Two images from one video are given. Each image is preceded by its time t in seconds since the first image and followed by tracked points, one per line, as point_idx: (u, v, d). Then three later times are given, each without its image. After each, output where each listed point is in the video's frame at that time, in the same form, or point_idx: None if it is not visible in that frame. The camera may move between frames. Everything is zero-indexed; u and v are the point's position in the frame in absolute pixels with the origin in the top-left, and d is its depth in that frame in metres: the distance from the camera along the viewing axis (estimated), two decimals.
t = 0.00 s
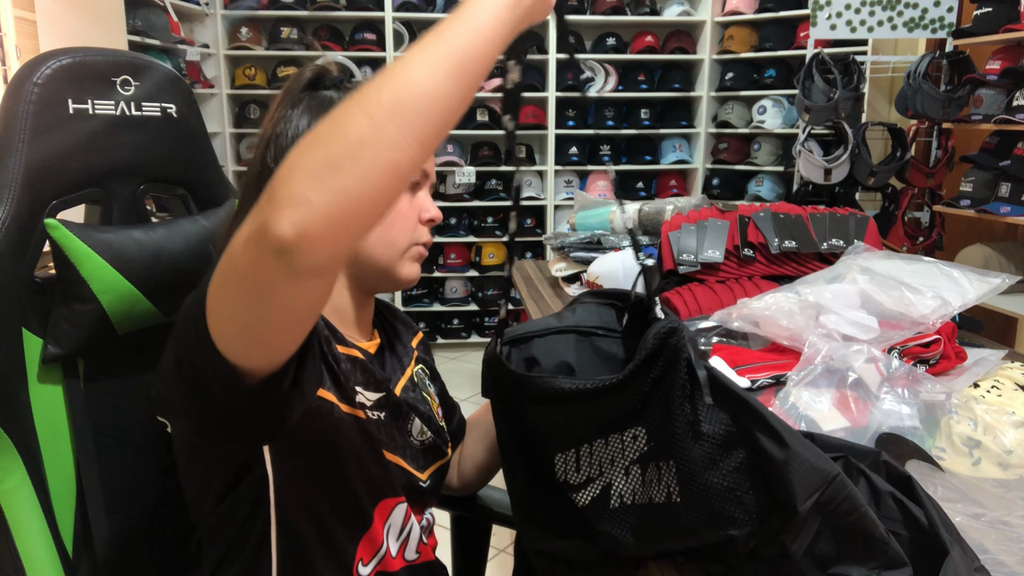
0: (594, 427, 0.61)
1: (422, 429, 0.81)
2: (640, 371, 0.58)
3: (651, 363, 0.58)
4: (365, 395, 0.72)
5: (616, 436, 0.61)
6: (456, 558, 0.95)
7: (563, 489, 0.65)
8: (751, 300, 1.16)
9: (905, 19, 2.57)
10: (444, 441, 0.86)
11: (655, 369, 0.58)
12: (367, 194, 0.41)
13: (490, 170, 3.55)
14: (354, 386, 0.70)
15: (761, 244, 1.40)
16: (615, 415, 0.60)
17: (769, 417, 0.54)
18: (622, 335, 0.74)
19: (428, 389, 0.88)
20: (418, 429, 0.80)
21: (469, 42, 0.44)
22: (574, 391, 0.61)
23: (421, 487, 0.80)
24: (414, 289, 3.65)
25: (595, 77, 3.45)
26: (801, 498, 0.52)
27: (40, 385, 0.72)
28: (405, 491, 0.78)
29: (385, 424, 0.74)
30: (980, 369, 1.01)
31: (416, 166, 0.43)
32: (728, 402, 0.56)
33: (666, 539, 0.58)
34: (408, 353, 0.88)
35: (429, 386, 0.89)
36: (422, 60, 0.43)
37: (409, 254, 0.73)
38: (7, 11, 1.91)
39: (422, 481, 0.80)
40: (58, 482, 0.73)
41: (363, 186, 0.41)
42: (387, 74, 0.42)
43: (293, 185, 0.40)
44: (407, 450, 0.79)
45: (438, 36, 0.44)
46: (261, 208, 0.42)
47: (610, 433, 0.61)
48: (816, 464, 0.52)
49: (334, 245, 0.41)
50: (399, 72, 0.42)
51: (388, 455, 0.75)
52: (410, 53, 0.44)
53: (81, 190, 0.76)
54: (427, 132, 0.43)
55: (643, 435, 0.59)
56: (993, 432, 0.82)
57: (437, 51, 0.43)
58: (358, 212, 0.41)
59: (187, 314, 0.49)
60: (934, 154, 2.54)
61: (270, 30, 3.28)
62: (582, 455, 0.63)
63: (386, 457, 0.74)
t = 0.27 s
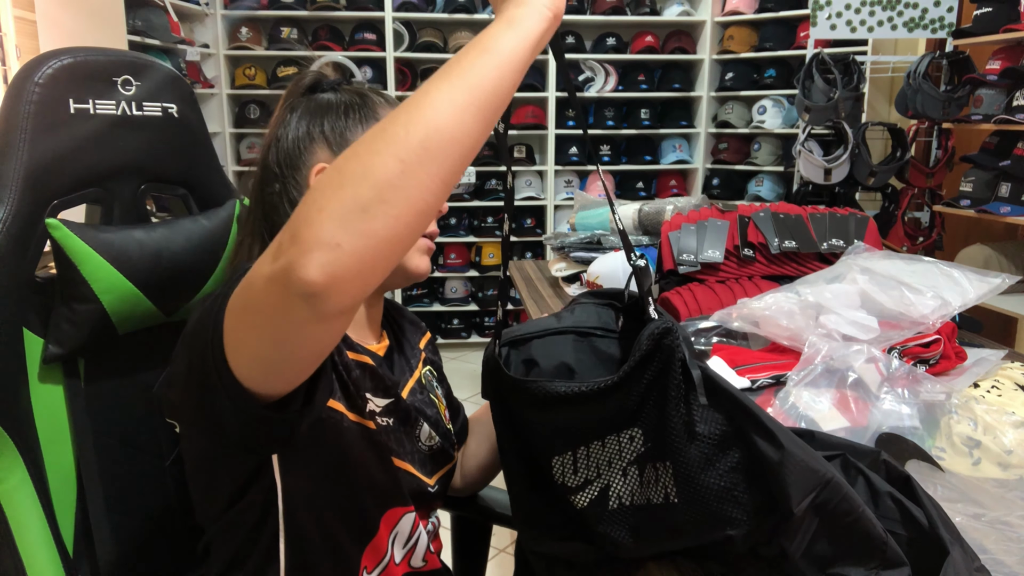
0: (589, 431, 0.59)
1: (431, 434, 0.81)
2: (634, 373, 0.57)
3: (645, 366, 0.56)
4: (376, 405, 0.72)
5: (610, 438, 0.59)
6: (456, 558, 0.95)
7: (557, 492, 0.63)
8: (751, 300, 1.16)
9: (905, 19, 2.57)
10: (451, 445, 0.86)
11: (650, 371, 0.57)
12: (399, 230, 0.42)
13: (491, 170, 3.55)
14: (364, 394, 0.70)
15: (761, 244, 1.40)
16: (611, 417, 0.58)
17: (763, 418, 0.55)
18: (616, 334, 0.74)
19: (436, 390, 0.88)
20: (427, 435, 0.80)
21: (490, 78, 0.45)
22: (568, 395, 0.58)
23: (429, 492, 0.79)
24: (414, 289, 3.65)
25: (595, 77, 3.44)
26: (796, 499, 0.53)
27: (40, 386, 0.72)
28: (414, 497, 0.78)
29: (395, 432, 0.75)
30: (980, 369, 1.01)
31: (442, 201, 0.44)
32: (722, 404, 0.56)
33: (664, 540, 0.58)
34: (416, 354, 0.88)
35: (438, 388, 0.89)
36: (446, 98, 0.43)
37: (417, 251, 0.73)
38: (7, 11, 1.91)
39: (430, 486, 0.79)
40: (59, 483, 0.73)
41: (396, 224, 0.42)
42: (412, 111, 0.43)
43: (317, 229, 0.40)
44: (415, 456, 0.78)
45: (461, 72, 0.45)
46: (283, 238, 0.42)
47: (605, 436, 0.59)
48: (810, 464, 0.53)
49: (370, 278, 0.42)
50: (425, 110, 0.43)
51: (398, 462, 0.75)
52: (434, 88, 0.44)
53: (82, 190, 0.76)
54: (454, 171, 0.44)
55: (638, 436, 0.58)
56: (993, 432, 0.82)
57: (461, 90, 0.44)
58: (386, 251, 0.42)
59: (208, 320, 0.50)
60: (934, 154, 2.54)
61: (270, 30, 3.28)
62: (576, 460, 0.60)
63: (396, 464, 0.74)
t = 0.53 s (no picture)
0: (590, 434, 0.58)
1: (432, 435, 0.78)
2: (633, 371, 0.56)
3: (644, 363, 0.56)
4: (382, 406, 0.71)
5: (609, 440, 0.58)
6: (456, 558, 0.95)
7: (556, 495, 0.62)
8: (751, 300, 1.16)
9: (905, 19, 2.57)
10: (450, 447, 0.83)
11: (651, 368, 0.56)
12: (429, 231, 0.41)
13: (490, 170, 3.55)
14: (370, 396, 0.69)
15: (761, 244, 1.40)
16: (610, 417, 0.57)
17: (762, 415, 0.55)
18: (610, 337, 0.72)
19: (435, 389, 0.85)
20: (429, 436, 0.78)
21: (516, 76, 0.44)
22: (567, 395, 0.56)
23: (432, 493, 0.77)
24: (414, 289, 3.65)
25: (595, 78, 3.45)
26: (797, 496, 0.54)
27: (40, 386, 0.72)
28: (416, 498, 0.75)
29: (399, 433, 0.73)
30: (979, 369, 1.01)
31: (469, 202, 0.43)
32: (721, 401, 0.57)
33: (668, 540, 0.58)
34: (415, 354, 0.86)
35: (437, 386, 0.87)
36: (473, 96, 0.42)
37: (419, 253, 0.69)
38: (7, 11, 1.89)
39: (433, 487, 0.77)
40: (59, 482, 0.73)
41: (426, 224, 0.40)
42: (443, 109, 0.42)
43: (355, 220, 0.39)
44: (418, 457, 0.76)
45: (487, 70, 0.43)
46: (309, 239, 0.41)
47: (605, 437, 0.58)
48: (808, 460, 0.54)
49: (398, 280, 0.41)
50: (450, 109, 0.42)
51: (403, 463, 0.72)
52: (462, 85, 0.43)
53: (81, 190, 0.76)
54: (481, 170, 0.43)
55: (638, 437, 0.57)
56: (993, 432, 0.82)
57: (490, 88, 0.43)
58: (415, 247, 0.41)
59: (216, 321, 0.51)
60: (934, 154, 2.54)
61: (270, 30, 3.28)
62: (575, 464, 0.59)
63: (401, 465, 0.72)
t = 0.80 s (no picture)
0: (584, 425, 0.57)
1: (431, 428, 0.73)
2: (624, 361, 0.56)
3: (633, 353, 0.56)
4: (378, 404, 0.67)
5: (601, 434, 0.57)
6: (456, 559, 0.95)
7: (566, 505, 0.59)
8: (751, 300, 1.16)
9: (906, 19, 2.57)
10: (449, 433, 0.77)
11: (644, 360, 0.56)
12: (467, 240, 0.39)
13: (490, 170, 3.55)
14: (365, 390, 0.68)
15: (761, 244, 1.40)
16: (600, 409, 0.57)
17: (737, 397, 0.57)
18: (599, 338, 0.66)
19: (431, 370, 0.80)
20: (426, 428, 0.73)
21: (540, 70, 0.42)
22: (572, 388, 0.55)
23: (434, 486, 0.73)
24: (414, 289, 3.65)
25: (595, 78, 3.45)
26: (783, 476, 0.56)
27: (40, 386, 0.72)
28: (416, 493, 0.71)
29: (393, 428, 0.68)
30: (979, 369, 1.01)
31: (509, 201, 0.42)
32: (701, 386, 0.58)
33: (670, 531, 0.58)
34: (405, 333, 0.81)
35: (433, 368, 0.81)
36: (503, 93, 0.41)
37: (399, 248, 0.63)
38: (7, 12, 1.88)
39: (434, 479, 0.72)
40: (59, 483, 0.73)
41: (472, 228, 0.39)
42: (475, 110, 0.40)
43: (407, 220, 0.37)
44: (417, 452, 0.71)
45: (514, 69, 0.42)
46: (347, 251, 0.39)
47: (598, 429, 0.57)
48: (784, 440, 0.56)
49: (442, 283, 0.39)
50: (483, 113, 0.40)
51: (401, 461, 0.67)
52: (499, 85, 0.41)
53: (82, 189, 0.76)
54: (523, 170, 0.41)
55: (630, 427, 0.57)
56: (993, 432, 0.82)
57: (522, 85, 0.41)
58: (458, 248, 0.39)
59: (222, 318, 0.52)
60: (934, 154, 2.54)
61: (270, 30, 3.29)
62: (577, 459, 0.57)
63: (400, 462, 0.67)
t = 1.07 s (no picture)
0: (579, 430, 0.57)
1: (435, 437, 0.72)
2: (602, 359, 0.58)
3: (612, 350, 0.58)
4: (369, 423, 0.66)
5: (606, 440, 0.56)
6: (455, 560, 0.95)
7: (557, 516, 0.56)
8: (752, 300, 1.16)
9: (905, 19, 2.57)
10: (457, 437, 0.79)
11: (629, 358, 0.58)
12: (364, 354, 0.41)
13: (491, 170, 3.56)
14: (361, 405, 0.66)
15: (761, 244, 1.40)
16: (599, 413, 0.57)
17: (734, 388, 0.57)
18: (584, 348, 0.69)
19: (439, 376, 0.83)
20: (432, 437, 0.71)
21: (508, 172, 0.43)
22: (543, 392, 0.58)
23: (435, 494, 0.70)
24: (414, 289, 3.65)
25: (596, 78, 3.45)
26: (777, 475, 0.56)
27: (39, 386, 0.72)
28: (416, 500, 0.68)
29: (398, 438, 0.68)
30: (979, 369, 1.01)
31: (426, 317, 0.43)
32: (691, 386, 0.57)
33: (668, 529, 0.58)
34: (416, 341, 0.83)
35: (441, 374, 0.84)
36: (454, 188, 0.42)
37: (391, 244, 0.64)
38: (7, 11, 1.89)
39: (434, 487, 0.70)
40: (58, 483, 0.73)
41: (363, 331, 0.41)
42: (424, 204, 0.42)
43: (287, 336, 0.40)
44: (423, 458, 0.70)
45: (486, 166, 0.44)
46: (273, 299, 0.43)
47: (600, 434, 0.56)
48: (774, 426, 0.56)
49: (346, 377, 0.42)
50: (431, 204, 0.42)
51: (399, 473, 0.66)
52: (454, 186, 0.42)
53: (81, 189, 0.76)
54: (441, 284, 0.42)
55: (629, 430, 0.57)
56: (993, 432, 0.82)
57: (478, 186, 0.42)
58: (345, 360, 0.41)
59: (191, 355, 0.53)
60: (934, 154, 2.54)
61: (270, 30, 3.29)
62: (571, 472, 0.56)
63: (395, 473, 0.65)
